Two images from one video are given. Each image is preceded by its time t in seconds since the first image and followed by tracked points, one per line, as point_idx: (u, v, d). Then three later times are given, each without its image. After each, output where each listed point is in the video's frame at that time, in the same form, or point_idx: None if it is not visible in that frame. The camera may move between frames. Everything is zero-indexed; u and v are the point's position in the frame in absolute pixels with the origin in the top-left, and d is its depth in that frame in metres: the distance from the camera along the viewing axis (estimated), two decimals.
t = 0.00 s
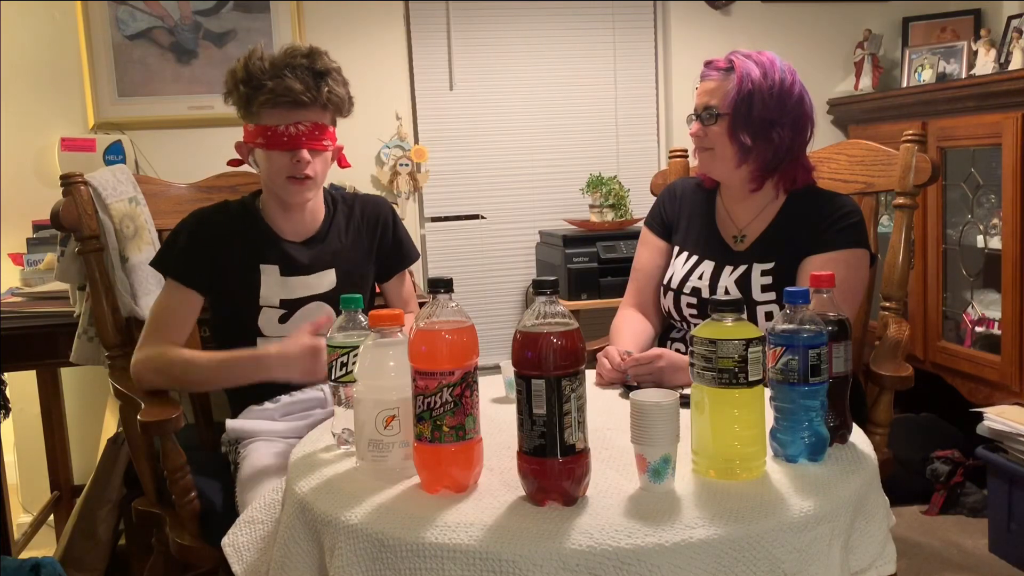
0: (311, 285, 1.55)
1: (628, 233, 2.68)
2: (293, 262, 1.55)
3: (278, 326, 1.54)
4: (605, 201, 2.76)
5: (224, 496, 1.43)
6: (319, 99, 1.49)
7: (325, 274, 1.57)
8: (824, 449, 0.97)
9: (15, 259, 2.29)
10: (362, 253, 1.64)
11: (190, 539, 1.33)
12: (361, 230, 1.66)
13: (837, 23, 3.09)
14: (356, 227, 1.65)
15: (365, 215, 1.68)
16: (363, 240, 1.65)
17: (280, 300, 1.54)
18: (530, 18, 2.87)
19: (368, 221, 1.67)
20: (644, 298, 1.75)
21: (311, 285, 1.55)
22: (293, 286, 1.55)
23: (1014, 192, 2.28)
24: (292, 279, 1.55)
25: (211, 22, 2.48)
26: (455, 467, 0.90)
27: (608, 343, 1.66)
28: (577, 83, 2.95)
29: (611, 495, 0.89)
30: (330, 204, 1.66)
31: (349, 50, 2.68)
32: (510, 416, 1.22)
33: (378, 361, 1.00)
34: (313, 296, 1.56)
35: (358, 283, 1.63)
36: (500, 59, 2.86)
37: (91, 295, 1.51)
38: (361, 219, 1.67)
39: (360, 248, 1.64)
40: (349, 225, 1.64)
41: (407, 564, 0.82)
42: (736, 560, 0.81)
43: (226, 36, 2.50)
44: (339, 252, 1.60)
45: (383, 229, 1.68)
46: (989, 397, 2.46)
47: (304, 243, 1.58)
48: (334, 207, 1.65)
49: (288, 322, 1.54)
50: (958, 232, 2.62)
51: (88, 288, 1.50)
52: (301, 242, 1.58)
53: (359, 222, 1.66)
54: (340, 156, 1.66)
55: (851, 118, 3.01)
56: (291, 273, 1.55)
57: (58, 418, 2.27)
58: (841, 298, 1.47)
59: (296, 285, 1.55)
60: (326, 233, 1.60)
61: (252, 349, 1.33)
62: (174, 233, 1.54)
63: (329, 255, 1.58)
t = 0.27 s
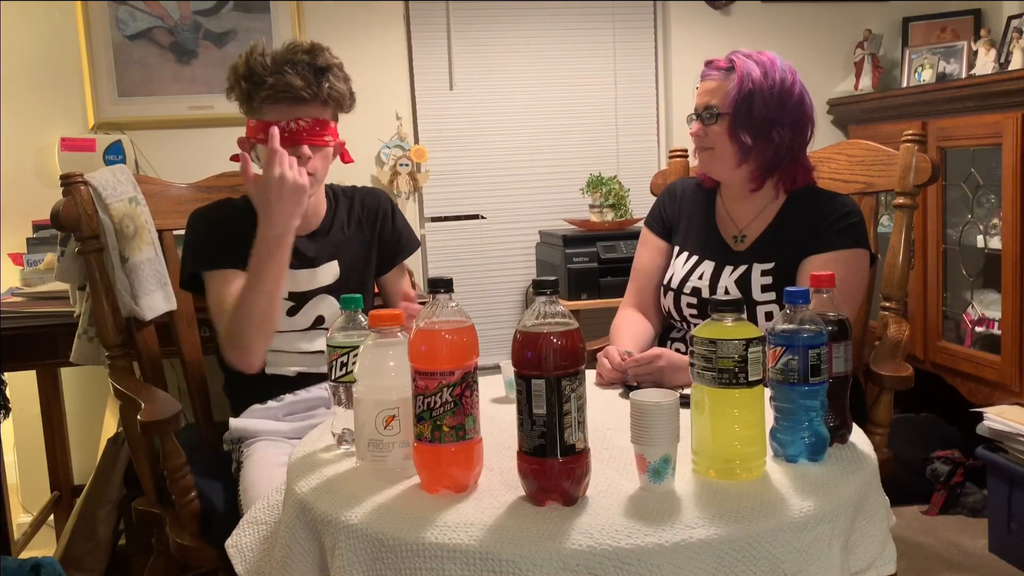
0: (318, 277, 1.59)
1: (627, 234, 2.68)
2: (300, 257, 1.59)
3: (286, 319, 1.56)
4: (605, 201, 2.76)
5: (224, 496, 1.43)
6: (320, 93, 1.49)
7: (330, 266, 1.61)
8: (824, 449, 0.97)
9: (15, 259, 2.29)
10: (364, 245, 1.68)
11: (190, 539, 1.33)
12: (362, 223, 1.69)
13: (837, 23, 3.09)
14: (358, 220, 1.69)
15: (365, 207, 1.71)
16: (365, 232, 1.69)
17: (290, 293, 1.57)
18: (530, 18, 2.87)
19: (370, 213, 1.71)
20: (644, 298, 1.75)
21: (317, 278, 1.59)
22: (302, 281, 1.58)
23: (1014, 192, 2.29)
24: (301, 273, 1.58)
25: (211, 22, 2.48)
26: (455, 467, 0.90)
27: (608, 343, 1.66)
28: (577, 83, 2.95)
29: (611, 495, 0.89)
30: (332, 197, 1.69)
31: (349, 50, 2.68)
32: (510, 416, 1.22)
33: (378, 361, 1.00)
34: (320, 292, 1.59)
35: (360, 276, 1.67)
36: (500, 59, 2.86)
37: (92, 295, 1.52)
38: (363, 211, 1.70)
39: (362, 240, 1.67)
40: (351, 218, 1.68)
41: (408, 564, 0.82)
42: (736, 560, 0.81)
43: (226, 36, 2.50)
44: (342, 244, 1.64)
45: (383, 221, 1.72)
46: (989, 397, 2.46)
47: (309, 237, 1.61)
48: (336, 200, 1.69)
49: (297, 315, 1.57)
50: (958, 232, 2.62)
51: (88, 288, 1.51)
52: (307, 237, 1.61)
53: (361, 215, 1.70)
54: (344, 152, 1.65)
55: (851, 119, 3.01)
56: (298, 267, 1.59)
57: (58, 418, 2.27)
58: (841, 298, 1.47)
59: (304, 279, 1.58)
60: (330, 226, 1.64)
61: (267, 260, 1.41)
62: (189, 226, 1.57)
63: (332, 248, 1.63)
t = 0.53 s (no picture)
0: (328, 282, 1.59)
1: (627, 234, 2.68)
2: (312, 263, 1.58)
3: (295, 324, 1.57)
4: (605, 201, 2.76)
5: (225, 496, 1.43)
6: (325, 95, 1.51)
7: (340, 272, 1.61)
8: (824, 449, 0.97)
9: (15, 259, 2.29)
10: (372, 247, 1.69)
11: (190, 539, 1.33)
12: (372, 226, 1.69)
13: (837, 23, 3.09)
14: (367, 222, 1.69)
15: (376, 210, 1.71)
16: (374, 234, 1.69)
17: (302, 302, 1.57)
18: (530, 18, 2.87)
19: (377, 216, 1.71)
20: (644, 298, 1.75)
21: (327, 284, 1.59)
22: (313, 290, 1.57)
23: (1014, 193, 2.29)
24: (313, 280, 1.58)
25: (211, 22, 2.48)
26: (454, 467, 0.90)
27: (608, 343, 1.66)
28: (577, 83, 2.95)
29: (611, 495, 0.89)
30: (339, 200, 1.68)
31: (349, 50, 2.68)
32: (510, 416, 1.22)
33: (378, 361, 1.00)
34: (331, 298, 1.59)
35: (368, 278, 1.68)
36: (500, 59, 2.87)
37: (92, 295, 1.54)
38: (371, 214, 1.70)
39: (371, 243, 1.68)
40: (360, 220, 1.68)
41: (407, 564, 0.82)
42: (736, 560, 0.81)
43: (226, 36, 2.50)
44: (352, 247, 1.64)
45: (391, 225, 1.73)
46: (989, 397, 2.46)
47: (317, 241, 1.61)
48: (344, 202, 1.68)
49: (307, 320, 1.58)
50: (958, 232, 2.62)
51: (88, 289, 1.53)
52: (313, 242, 1.61)
53: (370, 217, 1.70)
54: (352, 154, 1.69)
55: (851, 118, 3.01)
56: (309, 276, 1.57)
57: (58, 418, 2.27)
58: (841, 298, 1.47)
59: (314, 287, 1.58)
60: (338, 230, 1.64)
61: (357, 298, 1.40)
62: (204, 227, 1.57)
63: (343, 251, 1.62)
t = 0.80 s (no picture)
0: (336, 294, 1.59)
1: (627, 234, 2.68)
2: (322, 276, 1.58)
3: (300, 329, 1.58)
4: (605, 201, 2.76)
5: (224, 496, 1.43)
6: (339, 103, 1.51)
7: (348, 284, 1.61)
8: (824, 449, 0.97)
9: (15, 259, 2.29)
10: (383, 260, 1.68)
11: (190, 539, 1.33)
12: (385, 239, 1.69)
13: (837, 23, 3.09)
14: (382, 236, 1.68)
15: (390, 224, 1.71)
16: (386, 248, 1.69)
17: (309, 309, 1.58)
18: (530, 18, 2.88)
19: (392, 230, 1.71)
20: (644, 298, 1.75)
21: (336, 293, 1.59)
22: (321, 298, 1.58)
23: (1014, 193, 2.29)
24: (321, 291, 1.58)
25: (211, 22, 2.48)
26: (454, 467, 0.90)
27: (608, 343, 1.66)
28: (578, 83, 2.95)
29: (611, 495, 0.89)
30: (355, 211, 1.68)
31: (349, 50, 2.68)
32: (510, 416, 1.22)
33: (378, 361, 1.00)
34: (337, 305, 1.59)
35: (376, 291, 1.68)
36: (500, 59, 2.87)
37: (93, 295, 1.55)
38: (386, 227, 1.70)
39: (382, 255, 1.68)
40: (373, 234, 1.67)
41: (408, 564, 0.82)
42: (736, 560, 0.80)
43: (226, 36, 2.50)
44: (363, 261, 1.64)
45: (405, 240, 1.73)
46: (989, 397, 2.46)
47: (329, 252, 1.61)
48: (359, 214, 1.68)
49: (312, 327, 1.59)
50: (958, 232, 2.62)
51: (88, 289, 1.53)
52: (326, 253, 1.61)
53: (384, 231, 1.69)
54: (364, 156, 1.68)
55: (851, 119, 3.01)
56: (319, 285, 1.58)
57: (59, 418, 2.27)
58: (841, 298, 1.47)
59: (322, 296, 1.58)
60: (352, 242, 1.64)
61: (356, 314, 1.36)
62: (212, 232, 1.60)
63: (353, 265, 1.62)
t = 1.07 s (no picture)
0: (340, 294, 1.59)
1: (627, 234, 2.68)
2: (326, 274, 1.58)
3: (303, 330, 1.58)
4: (605, 201, 2.76)
5: (224, 496, 1.43)
6: (339, 102, 1.51)
7: (353, 285, 1.61)
8: (824, 449, 0.97)
9: (15, 259, 2.29)
10: (390, 262, 1.68)
11: (190, 539, 1.33)
12: (394, 241, 1.69)
13: (837, 22, 3.09)
14: (390, 237, 1.68)
15: (400, 227, 1.71)
16: (394, 250, 1.69)
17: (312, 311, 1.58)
18: (530, 18, 2.87)
19: (402, 232, 1.70)
20: (643, 298, 1.75)
21: (338, 294, 1.59)
22: (325, 298, 1.58)
23: (1014, 193, 2.29)
24: (324, 291, 1.58)
25: (211, 22, 2.48)
26: (454, 467, 0.90)
27: (608, 343, 1.66)
28: (578, 83, 2.95)
29: (611, 495, 0.89)
30: (363, 213, 1.68)
31: (349, 50, 2.68)
32: (510, 416, 1.22)
33: (378, 361, 1.00)
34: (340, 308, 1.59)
35: (382, 292, 1.68)
36: (500, 59, 2.87)
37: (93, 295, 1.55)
38: (395, 229, 1.69)
39: (390, 257, 1.67)
40: (382, 236, 1.67)
41: (408, 564, 0.82)
42: (736, 560, 0.80)
43: (225, 36, 2.50)
44: (370, 262, 1.64)
45: (415, 244, 1.73)
46: (989, 397, 2.46)
47: (334, 251, 1.61)
48: (367, 216, 1.68)
49: (316, 328, 1.58)
50: (958, 232, 2.62)
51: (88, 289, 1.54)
52: (331, 252, 1.60)
53: (394, 233, 1.69)
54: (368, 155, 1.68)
55: (851, 119, 3.01)
56: (323, 286, 1.58)
57: (59, 418, 2.27)
58: (841, 297, 1.47)
59: (326, 297, 1.58)
60: (359, 242, 1.63)
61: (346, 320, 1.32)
62: (222, 237, 1.61)
63: (359, 264, 1.62)
